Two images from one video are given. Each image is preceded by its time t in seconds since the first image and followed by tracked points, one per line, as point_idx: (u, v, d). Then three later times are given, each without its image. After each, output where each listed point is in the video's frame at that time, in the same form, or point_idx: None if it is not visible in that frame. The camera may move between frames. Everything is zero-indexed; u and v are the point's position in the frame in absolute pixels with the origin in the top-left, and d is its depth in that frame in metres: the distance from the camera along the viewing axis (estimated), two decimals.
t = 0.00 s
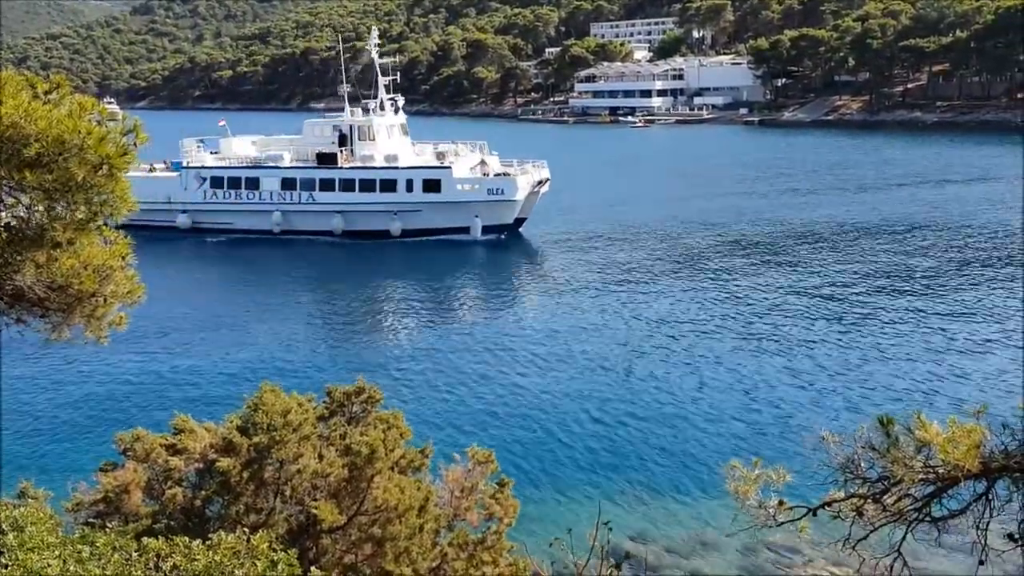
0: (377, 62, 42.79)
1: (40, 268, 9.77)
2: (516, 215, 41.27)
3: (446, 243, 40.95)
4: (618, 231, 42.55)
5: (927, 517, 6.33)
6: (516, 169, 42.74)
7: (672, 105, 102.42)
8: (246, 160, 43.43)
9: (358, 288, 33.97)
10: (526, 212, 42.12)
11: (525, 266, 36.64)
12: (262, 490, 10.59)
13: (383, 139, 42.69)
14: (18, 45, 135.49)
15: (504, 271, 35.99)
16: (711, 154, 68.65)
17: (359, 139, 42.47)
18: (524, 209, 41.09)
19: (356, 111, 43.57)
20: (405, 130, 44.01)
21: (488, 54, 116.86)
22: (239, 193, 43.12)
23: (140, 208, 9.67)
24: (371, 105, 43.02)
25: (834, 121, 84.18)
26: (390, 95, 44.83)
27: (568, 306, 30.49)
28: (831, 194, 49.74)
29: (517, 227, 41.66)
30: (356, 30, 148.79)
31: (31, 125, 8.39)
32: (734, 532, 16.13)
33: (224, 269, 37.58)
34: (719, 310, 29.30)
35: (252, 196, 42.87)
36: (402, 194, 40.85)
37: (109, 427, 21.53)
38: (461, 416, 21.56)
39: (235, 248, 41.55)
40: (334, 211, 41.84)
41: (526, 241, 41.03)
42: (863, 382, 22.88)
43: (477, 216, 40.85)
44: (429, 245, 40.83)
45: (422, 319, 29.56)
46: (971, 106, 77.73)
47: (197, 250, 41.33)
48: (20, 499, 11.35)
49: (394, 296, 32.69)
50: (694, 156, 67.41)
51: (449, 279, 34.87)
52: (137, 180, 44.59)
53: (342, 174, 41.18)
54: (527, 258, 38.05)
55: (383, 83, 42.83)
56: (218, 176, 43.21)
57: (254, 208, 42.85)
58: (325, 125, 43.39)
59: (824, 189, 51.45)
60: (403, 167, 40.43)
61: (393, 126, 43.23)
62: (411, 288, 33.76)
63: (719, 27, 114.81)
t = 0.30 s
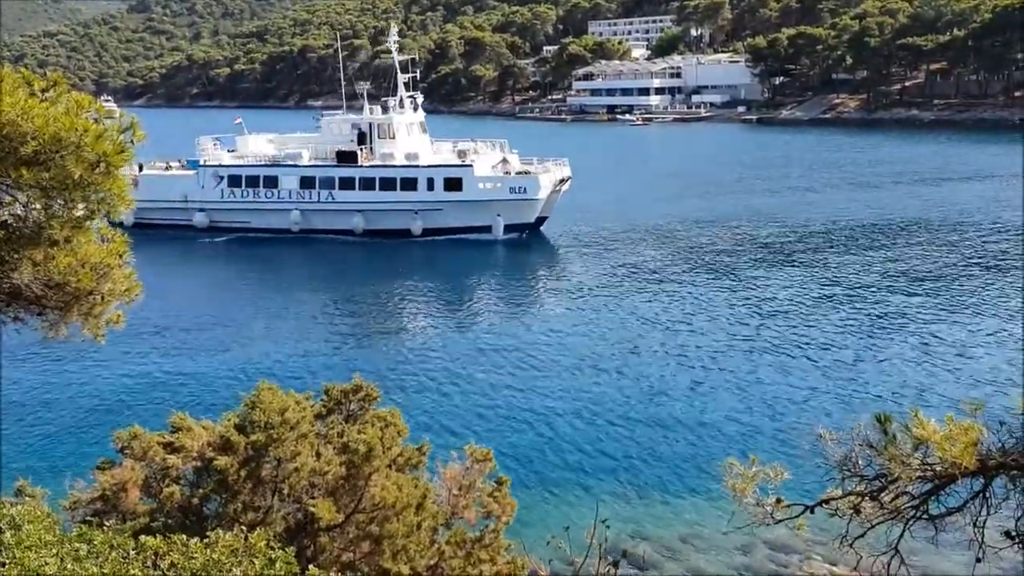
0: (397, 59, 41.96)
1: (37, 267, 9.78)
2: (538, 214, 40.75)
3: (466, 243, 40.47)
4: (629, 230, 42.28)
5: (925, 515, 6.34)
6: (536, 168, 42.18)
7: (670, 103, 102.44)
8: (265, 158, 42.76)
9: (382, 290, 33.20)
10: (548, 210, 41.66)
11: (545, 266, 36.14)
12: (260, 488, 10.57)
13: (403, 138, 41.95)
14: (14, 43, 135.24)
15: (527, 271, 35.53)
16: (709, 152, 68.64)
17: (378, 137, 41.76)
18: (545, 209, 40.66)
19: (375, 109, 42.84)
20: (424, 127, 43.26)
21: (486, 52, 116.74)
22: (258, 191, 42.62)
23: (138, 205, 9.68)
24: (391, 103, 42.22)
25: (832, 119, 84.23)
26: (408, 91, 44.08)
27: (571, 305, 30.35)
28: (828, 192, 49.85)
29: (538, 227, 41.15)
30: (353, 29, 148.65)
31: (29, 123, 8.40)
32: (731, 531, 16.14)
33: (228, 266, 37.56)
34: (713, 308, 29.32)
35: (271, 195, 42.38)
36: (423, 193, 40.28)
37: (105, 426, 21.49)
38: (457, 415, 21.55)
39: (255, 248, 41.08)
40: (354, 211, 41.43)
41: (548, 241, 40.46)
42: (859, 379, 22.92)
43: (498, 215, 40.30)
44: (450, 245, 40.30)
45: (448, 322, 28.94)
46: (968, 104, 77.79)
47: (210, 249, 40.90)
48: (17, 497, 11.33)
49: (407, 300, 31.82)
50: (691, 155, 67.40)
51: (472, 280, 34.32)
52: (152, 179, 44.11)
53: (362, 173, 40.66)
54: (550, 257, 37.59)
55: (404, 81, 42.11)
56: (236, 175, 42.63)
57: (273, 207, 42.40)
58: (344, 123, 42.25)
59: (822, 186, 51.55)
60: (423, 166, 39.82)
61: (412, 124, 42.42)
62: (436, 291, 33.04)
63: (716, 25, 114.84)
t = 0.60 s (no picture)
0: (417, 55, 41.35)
1: (34, 263, 9.76)
2: (560, 211, 40.46)
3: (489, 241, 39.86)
4: (640, 227, 41.96)
5: (922, 511, 6.36)
6: (558, 165, 41.62)
7: (668, 100, 102.45)
8: (286, 155, 42.10)
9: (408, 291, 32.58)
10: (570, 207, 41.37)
11: (570, 265, 35.55)
12: (258, 484, 10.58)
13: (424, 134, 41.27)
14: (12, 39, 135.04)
15: (552, 271, 34.82)
16: (709, 148, 68.56)
17: (399, 134, 41.14)
18: (568, 206, 40.24)
19: (396, 105, 42.25)
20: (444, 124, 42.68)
21: (485, 48, 115.71)
22: (277, 189, 41.94)
23: (136, 201, 9.70)
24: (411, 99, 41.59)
25: (831, 116, 84.21)
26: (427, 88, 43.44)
27: (573, 302, 30.24)
28: (825, 188, 49.96)
29: (561, 223, 40.93)
30: (351, 25, 148.52)
31: (25, 120, 8.41)
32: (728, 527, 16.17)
33: (243, 266, 36.96)
34: (710, 306, 29.26)
35: (292, 192, 41.72)
36: (445, 190, 39.59)
37: (103, 423, 21.47)
38: (456, 411, 21.57)
39: (275, 246, 40.40)
40: (376, 208, 40.78)
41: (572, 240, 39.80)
42: (856, 376, 22.92)
43: (521, 214, 39.94)
44: (473, 243, 39.78)
45: (473, 321, 28.47)
46: (966, 101, 77.78)
47: (227, 248, 40.30)
48: (15, 495, 11.29)
49: (433, 301, 31.17)
50: (689, 151, 67.39)
51: (498, 280, 33.66)
52: (170, 176, 43.75)
53: (383, 170, 40.00)
54: (574, 257, 36.89)
55: (424, 77, 41.65)
56: (256, 172, 41.93)
57: (293, 205, 41.75)
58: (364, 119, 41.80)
59: (819, 183, 51.65)
60: (445, 163, 39.13)
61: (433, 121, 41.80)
62: (461, 291, 32.42)
63: (715, 22, 114.85)
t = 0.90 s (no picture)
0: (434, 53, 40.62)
1: (29, 264, 9.71)
2: (579, 211, 39.94)
3: (507, 241, 39.47)
4: (647, 227, 41.83)
5: (918, 510, 6.38)
6: (577, 164, 41.16)
7: (664, 99, 102.59)
8: (301, 154, 41.60)
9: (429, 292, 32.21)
10: (589, 207, 40.89)
11: (590, 265, 35.22)
12: (254, 484, 10.54)
13: (440, 133, 40.81)
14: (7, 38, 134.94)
15: (570, 271, 34.43)
16: (705, 147, 68.71)
17: (415, 133, 40.56)
18: (587, 205, 39.76)
19: (412, 103, 41.63)
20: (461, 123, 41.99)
21: (481, 48, 115.66)
22: (293, 188, 41.58)
23: (132, 199, 9.70)
24: (429, 98, 40.88)
25: (826, 115, 84.38)
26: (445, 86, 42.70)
27: (574, 302, 30.21)
28: (821, 187, 50.01)
29: (579, 223, 40.45)
30: (348, 24, 148.37)
31: (20, 118, 8.40)
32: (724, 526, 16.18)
33: (239, 264, 37.03)
34: (705, 304, 29.29)
35: (308, 191, 41.32)
36: (463, 190, 39.19)
37: (99, 421, 21.50)
38: (452, 410, 21.58)
39: (290, 245, 39.91)
40: (393, 208, 40.35)
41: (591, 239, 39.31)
42: (851, 374, 22.97)
43: (540, 214, 39.48)
44: (491, 243, 39.32)
45: (488, 322, 28.28)
46: (961, 100, 77.87)
47: (234, 248, 39.99)
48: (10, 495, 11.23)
49: (451, 303, 30.65)
50: (684, 150, 67.56)
51: (517, 280, 33.28)
52: (185, 175, 43.77)
53: (399, 170, 39.58)
54: (590, 257, 36.54)
55: (441, 75, 40.92)
56: (270, 171, 41.51)
57: (309, 204, 41.34)
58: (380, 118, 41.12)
59: (815, 182, 51.69)
60: (463, 163, 38.72)
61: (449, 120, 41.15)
62: (481, 291, 32.16)
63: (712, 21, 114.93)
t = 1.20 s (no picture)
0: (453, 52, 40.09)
1: (24, 262, 9.66)
2: (601, 211, 39.40)
3: (529, 241, 38.94)
4: (653, 227, 41.70)
5: (913, 509, 6.40)
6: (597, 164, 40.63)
7: (660, 98, 102.66)
8: (319, 153, 40.99)
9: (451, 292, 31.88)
10: (611, 206, 40.35)
11: (612, 266, 34.88)
12: (249, 483, 10.54)
13: (459, 132, 40.30)
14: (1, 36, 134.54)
15: (592, 271, 34.15)
16: (700, 146, 68.73)
17: (435, 133, 40.09)
18: (609, 205, 39.17)
19: (431, 102, 41.15)
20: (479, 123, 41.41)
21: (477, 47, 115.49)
22: (310, 188, 40.85)
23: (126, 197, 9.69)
24: (448, 97, 40.29)
25: (822, 115, 84.50)
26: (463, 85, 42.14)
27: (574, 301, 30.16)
28: (816, 187, 50.02)
29: (600, 223, 39.95)
30: (344, 22, 148.10)
31: (16, 116, 8.40)
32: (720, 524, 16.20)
33: (235, 263, 36.95)
34: (701, 304, 29.30)
35: (326, 191, 40.59)
36: (484, 190, 38.61)
37: (93, 421, 21.43)
38: (449, 409, 21.58)
39: (307, 246, 39.33)
40: (412, 208, 39.74)
41: (612, 239, 38.91)
42: (845, 374, 23.05)
43: (562, 213, 38.91)
44: (513, 243, 38.78)
45: (494, 321, 28.15)
46: (956, 100, 77.99)
47: (237, 247, 39.65)
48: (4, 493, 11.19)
49: (473, 304, 30.35)
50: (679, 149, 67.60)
51: (539, 280, 32.90)
52: (199, 174, 42.69)
53: (419, 169, 38.96)
54: (613, 257, 36.27)
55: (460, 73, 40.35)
56: (288, 170, 40.75)
57: (327, 204, 40.64)
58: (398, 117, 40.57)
59: (811, 181, 51.71)
60: (484, 162, 38.16)
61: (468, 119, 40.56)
62: (502, 291, 31.78)
63: (707, 20, 114.98)
